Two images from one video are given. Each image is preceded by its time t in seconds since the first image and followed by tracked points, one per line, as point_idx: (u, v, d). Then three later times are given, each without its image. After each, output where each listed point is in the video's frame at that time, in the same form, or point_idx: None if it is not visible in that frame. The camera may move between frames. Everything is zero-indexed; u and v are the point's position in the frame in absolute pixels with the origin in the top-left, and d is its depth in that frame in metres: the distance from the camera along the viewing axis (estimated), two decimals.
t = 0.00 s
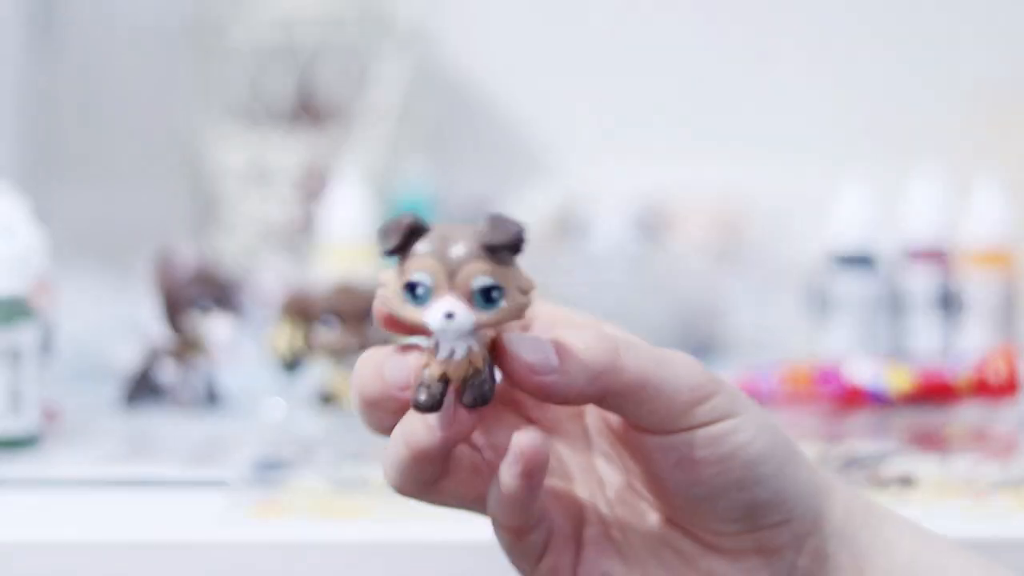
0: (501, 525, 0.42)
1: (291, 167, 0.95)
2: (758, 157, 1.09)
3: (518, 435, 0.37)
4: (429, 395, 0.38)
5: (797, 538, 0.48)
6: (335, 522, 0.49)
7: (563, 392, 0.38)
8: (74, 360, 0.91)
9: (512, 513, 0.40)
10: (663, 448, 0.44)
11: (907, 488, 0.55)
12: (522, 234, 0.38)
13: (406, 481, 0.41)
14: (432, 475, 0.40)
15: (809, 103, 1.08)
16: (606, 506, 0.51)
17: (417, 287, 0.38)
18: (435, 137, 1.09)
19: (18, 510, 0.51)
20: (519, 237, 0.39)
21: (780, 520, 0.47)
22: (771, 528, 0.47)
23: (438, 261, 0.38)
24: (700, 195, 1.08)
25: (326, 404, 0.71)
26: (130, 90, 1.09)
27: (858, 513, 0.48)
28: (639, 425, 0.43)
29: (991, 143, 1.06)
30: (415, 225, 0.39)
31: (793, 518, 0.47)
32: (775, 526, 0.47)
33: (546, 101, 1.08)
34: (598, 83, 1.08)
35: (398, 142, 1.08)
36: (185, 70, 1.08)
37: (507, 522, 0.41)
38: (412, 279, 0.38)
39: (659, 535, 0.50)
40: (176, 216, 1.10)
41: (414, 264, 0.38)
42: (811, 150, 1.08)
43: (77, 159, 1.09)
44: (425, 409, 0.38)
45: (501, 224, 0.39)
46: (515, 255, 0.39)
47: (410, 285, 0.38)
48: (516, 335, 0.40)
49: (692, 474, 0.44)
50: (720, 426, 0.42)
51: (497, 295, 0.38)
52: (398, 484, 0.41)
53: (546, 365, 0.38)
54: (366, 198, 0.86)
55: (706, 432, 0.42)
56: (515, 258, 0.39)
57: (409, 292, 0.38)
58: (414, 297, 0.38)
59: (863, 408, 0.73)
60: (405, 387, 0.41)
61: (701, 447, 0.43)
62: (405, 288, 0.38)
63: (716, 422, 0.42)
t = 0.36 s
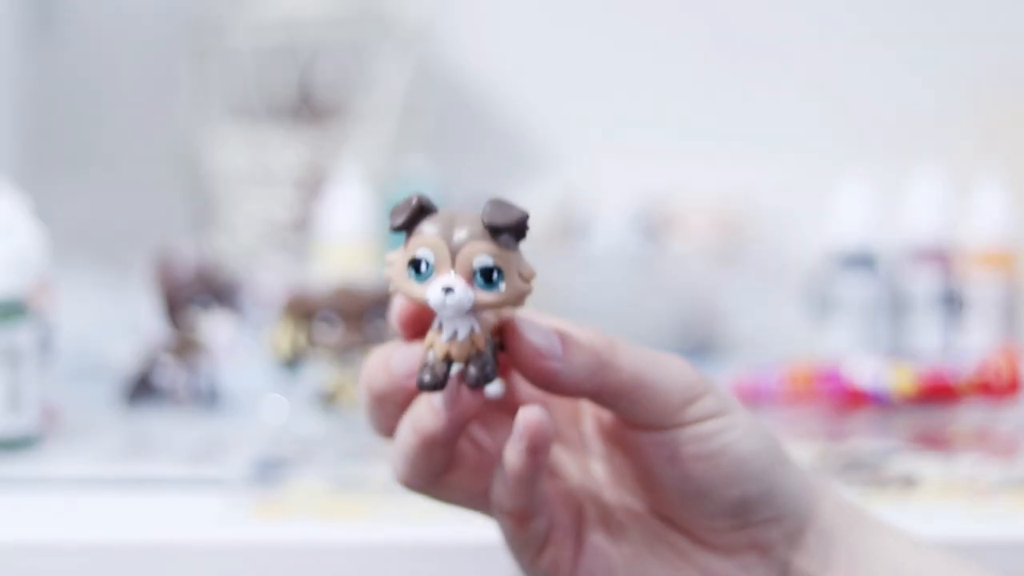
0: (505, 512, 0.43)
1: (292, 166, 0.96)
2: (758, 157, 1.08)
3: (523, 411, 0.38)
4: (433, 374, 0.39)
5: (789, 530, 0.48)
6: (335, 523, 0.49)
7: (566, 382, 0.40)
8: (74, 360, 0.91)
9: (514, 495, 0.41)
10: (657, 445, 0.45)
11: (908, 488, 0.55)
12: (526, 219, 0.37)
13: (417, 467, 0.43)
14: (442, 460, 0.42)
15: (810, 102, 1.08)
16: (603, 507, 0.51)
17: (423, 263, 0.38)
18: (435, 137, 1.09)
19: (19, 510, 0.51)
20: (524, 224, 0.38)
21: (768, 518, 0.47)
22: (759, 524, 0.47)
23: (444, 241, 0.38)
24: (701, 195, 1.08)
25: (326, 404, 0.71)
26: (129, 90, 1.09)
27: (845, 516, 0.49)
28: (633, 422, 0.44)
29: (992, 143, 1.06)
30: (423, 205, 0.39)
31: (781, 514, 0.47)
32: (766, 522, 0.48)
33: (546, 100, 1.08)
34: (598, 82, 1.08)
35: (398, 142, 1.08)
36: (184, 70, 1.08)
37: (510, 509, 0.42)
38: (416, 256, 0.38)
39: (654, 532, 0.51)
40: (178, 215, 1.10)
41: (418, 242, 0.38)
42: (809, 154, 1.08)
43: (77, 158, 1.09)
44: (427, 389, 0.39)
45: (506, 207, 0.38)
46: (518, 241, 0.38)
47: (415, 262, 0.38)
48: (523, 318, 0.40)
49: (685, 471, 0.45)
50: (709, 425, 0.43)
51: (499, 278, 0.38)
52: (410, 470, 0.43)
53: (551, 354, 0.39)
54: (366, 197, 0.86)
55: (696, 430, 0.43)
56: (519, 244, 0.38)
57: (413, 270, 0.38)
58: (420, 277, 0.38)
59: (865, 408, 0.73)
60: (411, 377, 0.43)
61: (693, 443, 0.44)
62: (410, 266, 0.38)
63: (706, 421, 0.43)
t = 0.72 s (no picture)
0: (528, 526, 0.34)
1: (291, 167, 0.96)
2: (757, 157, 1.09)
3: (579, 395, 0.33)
4: (495, 327, 0.35)
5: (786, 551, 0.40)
6: (335, 522, 0.49)
7: (568, 369, 0.36)
8: (74, 360, 0.91)
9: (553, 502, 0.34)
10: (643, 453, 0.38)
11: (906, 488, 0.55)
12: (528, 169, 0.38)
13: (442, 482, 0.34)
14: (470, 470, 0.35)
15: (810, 102, 1.08)
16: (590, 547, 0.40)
17: (462, 214, 0.36)
18: (436, 137, 1.09)
19: (20, 509, 0.51)
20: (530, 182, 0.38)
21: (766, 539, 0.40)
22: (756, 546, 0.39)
23: (476, 189, 0.36)
24: (701, 195, 1.08)
25: (326, 404, 0.71)
26: (129, 90, 1.09)
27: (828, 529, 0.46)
28: (610, 429, 0.38)
29: (992, 143, 1.06)
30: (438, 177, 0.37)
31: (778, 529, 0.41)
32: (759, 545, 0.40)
33: (546, 100, 1.08)
34: (598, 82, 1.08)
35: (398, 142, 1.08)
36: (185, 70, 1.09)
37: (540, 523, 0.34)
38: (453, 209, 0.36)
39: None
40: (178, 215, 1.10)
41: (452, 197, 0.36)
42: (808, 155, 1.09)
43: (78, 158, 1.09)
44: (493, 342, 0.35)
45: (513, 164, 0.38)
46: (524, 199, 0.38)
47: (453, 214, 0.36)
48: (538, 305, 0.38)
49: (674, 483, 0.38)
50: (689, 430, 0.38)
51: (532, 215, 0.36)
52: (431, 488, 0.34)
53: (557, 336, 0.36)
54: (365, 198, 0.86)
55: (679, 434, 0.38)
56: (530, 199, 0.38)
57: (452, 222, 0.36)
58: (462, 226, 0.36)
59: (864, 407, 0.73)
60: (423, 383, 0.34)
61: (681, 449, 0.38)
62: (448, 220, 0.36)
63: (687, 425, 0.38)
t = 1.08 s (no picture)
0: (554, 550, 0.34)
1: (291, 166, 0.96)
2: (759, 157, 1.09)
3: (622, 418, 0.34)
4: (535, 360, 0.34)
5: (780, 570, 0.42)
6: (334, 522, 0.49)
7: (593, 399, 0.36)
8: (75, 360, 0.91)
9: (586, 527, 0.34)
10: (647, 483, 0.39)
11: (906, 488, 0.55)
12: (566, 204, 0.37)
13: (467, 510, 0.34)
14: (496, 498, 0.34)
15: (809, 102, 1.08)
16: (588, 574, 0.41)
17: (506, 240, 0.35)
18: (435, 137, 1.09)
19: (20, 509, 0.51)
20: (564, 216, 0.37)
21: (755, 568, 0.40)
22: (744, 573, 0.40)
23: (519, 214, 0.36)
24: (701, 194, 1.08)
25: (326, 404, 0.71)
26: (129, 90, 1.09)
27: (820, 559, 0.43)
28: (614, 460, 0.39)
29: (992, 143, 1.06)
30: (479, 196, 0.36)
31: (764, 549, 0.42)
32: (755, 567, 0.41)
33: (546, 100, 1.08)
34: (598, 82, 1.08)
35: (398, 142, 1.08)
36: (185, 71, 1.09)
37: (569, 547, 0.34)
38: (499, 231, 0.35)
39: None
40: (179, 215, 1.10)
41: (498, 219, 0.35)
42: (809, 153, 1.08)
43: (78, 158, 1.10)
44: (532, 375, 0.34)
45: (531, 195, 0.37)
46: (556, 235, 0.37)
47: (498, 237, 0.35)
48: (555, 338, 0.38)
49: (676, 511, 0.39)
50: (692, 461, 0.39)
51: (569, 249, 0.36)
52: (456, 517, 0.34)
53: (582, 367, 0.36)
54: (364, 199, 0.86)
55: (684, 466, 0.39)
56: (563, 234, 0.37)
57: (497, 245, 0.35)
58: (505, 255, 0.35)
59: (864, 407, 0.73)
60: (452, 411, 0.33)
61: (684, 480, 0.39)
62: (492, 248, 0.35)
63: (691, 456, 0.39)
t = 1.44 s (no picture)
0: (564, 548, 0.35)
1: (291, 166, 0.96)
2: (758, 157, 1.09)
3: (633, 414, 0.34)
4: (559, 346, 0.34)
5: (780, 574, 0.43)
6: (335, 522, 0.49)
7: (600, 396, 0.36)
8: (74, 360, 0.91)
9: (597, 525, 0.34)
10: (652, 484, 0.39)
11: (907, 488, 0.55)
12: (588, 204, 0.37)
13: (481, 507, 0.34)
14: (509, 495, 0.34)
15: (810, 102, 1.08)
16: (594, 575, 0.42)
17: (521, 236, 0.35)
18: (435, 137, 1.09)
19: (20, 509, 0.51)
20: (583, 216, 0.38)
21: (757, 574, 0.41)
22: None
23: (536, 207, 0.36)
24: (701, 194, 1.08)
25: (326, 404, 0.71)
26: (129, 90, 1.09)
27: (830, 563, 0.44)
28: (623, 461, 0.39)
29: (992, 143, 1.06)
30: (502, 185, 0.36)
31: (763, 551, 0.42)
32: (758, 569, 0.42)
33: (546, 99, 1.08)
34: (598, 82, 1.08)
35: (398, 142, 1.08)
36: (185, 71, 1.09)
37: (578, 545, 0.35)
38: (516, 224, 0.35)
39: None
40: (179, 215, 1.10)
41: (517, 211, 0.35)
42: (809, 154, 1.08)
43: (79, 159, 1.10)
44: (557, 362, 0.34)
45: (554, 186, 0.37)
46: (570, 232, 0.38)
47: (513, 230, 0.35)
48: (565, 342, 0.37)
49: (683, 513, 0.40)
50: (698, 463, 0.40)
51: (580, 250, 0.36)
52: (470, 514, 0.34)
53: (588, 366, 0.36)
54: (364, 198, 0.86)
55: (691, 467, 0.39)
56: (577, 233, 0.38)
57: (512, 239, 0.35)
58: (519, 249, 0.35)
59: (864, 407, 0.73)
60: (469, 408, 0.33)
61: (691, 482, 0.40)
62: (507, 241, 0.35)
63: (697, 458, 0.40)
